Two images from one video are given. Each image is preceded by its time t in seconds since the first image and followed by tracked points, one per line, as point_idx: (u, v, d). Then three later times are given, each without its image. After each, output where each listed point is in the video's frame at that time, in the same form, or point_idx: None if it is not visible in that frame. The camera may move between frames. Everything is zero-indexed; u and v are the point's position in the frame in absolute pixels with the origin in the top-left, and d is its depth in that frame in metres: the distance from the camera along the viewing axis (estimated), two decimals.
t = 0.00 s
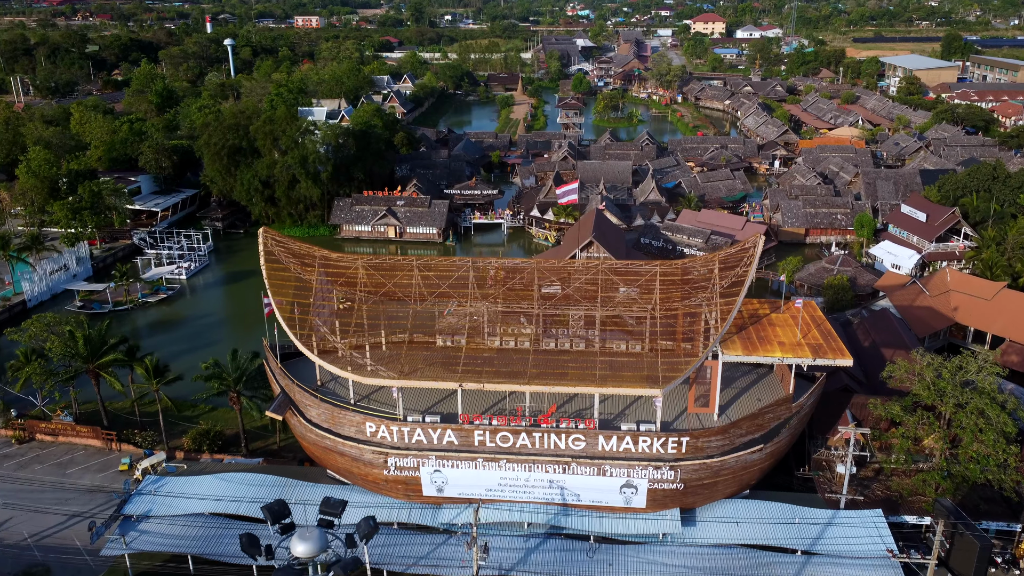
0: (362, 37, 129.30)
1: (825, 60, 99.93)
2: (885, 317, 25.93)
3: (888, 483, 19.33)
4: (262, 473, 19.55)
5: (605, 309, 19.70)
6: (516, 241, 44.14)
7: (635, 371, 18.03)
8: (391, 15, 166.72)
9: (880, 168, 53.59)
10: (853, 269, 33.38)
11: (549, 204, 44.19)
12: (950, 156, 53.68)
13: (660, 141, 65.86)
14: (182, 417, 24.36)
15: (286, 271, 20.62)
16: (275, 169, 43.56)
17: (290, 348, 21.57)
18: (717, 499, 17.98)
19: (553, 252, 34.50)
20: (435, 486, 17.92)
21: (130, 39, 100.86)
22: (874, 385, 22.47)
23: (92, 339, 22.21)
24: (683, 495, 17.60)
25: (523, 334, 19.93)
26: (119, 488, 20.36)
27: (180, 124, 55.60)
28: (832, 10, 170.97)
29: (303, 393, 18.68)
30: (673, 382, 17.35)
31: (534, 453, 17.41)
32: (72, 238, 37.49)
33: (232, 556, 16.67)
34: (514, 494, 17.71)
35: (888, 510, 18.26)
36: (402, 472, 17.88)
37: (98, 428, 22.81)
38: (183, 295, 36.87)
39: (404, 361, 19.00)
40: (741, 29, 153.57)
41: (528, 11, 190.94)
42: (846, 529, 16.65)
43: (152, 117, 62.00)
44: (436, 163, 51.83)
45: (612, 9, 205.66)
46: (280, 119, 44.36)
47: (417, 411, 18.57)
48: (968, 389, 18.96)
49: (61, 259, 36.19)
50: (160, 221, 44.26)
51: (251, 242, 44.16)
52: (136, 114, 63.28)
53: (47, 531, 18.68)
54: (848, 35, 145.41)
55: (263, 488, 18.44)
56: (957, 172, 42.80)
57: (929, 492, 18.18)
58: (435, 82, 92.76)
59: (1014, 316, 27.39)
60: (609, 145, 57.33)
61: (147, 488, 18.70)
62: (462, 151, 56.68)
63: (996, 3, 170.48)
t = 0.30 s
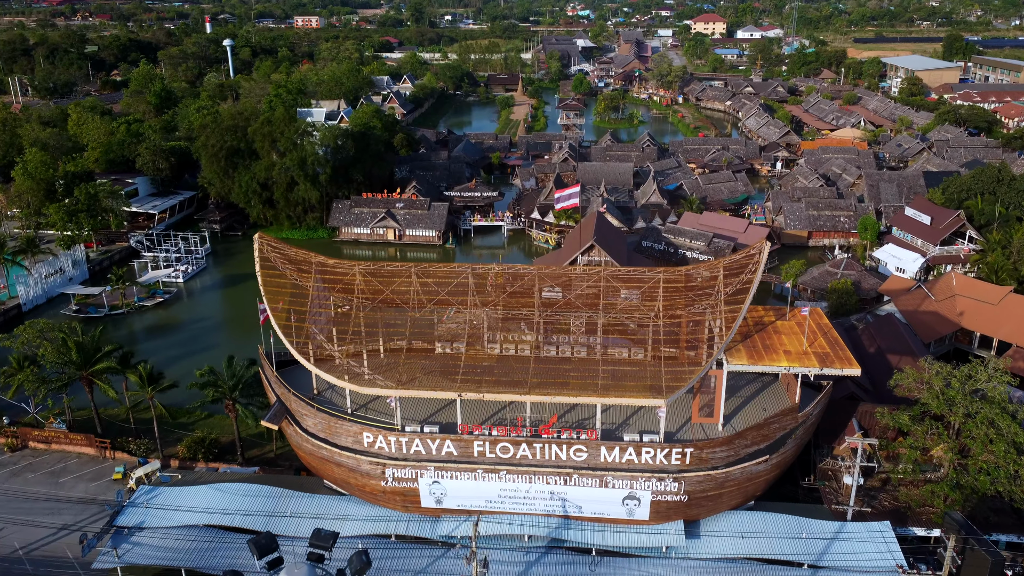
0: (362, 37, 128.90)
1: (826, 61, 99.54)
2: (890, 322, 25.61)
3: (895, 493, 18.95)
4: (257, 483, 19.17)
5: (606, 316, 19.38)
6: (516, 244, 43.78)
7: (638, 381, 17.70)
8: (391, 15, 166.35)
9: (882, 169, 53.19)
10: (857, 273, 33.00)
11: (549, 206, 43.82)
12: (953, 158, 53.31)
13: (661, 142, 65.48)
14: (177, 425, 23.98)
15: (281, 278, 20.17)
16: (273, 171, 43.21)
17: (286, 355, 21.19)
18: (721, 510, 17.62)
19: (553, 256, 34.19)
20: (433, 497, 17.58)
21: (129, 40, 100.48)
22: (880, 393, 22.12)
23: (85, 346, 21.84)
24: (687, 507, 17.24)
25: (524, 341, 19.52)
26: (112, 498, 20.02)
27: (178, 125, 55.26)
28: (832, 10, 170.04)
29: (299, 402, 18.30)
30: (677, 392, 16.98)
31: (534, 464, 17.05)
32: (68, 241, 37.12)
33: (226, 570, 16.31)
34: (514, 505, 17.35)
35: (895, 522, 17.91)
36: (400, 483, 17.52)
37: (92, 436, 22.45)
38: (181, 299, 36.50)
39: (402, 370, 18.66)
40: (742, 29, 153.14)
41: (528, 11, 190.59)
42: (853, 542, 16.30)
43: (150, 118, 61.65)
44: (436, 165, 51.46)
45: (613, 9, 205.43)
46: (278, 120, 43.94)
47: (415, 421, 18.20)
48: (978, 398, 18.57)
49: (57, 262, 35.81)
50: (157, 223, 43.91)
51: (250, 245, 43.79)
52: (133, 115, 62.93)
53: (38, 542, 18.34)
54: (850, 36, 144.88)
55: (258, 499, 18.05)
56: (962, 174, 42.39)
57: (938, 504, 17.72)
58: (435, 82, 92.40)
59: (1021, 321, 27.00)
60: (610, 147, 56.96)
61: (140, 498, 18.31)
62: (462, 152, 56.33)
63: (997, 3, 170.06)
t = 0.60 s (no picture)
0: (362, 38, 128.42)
1: (828, 62, 99.08)
2: (897, 329, 25.21)
3: (904, 507, 18.50)
4: (251, 496, 18.71)
5: (609, 324, 18.98)
6: (516, 247, 43.40)
7: (641, 392, 17.30)
8: (391, 15, 165.88)
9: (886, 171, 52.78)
10: (862, 278, 32.58)
11: (550, 210, 43.42)
12: (957, 160, 52.89)
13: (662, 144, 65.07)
14: (171, 434, 23.54)
15: (277, 285, 19.71)
16: (271, 174, 42.86)
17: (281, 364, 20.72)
18: (727, 525, 17.20)
19: (554, 260, 33.78)
20: (432, 512, 17.19)
21: (128, 40, 100.06)
22: (887, 403, 21.73)
23: (77, 355, 21.43)
24: (692, 522, 16.81)
25: (524, 350, 19.49)
26: (104, 510, 19.64)
27: (175, 127, 54.87)
28: (834, 11, 169.52)
29: (294, 414, 17.88)
30: (682, 405, 16.56)
31: (535, 478, 16.65)
32: (64, 245, 36.69)
33: None
34: (515, 520, 16.95)
35: (905, 537, 17.49)
36: (398, 498, 17.12)
37: (85, 446, 22.04)
38: (177, 303, 36.06)
39: (399, 381, 18.24)
40: (743, 30, 152.67)
41: (528, 11, 189.94)
42: (862, 559, 15.89)
43: (148, 120, 61.21)
44: (436, 167, 51.05)
45: (613, 9, 205.00)
46: (276, 122, 43.56)
47: (413, 433, 17.78)
48: (990, 409, 18.12)
49: (52, 266, 35.36)
50: (154, 227, 43.50)
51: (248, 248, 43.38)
52: (131, 116, 62.50)
53: (28, 556, 17.98)
54: (851, 36, 144.52)
55: (251, 513, 17.60)
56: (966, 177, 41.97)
57: (948, 518, 17.11)
58: (435, 84, 91.98)
59: None
60: (611, 149, 56.54)
61: (132, 511, 17.87)
62: (462, 154, 55.91)
63: (998, 4, 169.79)
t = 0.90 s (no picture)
0: (361, 39, 127.98)
1: (830, 63, 98.68)
2: (904, 337, 24.79)
3: (915, 522, 18.02)
4: (245, 510, 18.23)
5: (613, 335, 18.50)
6: (517, 251, 42.96)
7: (645, 405, 16.86)
8: (391, 16, 165.49)
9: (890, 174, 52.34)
10: (867, 283, 32.10)
11: (550, 213, 42.98)
12: (961, 163, 52.42)
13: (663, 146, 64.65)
14: (165, 444, 23.04)
15: (271, 295, 19.21)
16: (269, 177, 42.41)
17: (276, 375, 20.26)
18: (733, 542, 16.74)
19: (553, 268, 33.35)
20: (430, 529, 16.72)
21: (127, 41, 99.59)
22: (896, 414, 21.26)
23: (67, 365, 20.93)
24: (697, 540, 16.35)
25: (525, 360, 19.08)
26: (94, 525, 19.18)
27: (173, 129, 54.45)
28: (835, 12, 168.99)
29: (289, 428, 17.40)
30: (688, 420, 16.07)
31: (536, 495, 16.18)
32: (58, 249, 36.25)
33: None
34: (515, 537, 16.48)
35: (916, 555, 17.02)
36: (394, 514, 16.66)
37: (76, 457, 21.56)
38: (173, 308, 35.62)
39: (396, 395, 17.77)
40: (744, 31, 152.23)
41: (529, 12, 189.40)
42: None
43: (146, 121, 60.74)
44: (435, 169, 50.61)
45: (613, 10, 204.72)
46: (274, 125, 43.19)
47: (411, 448, 17.31)
48: (1004, 423, 17.62)
49: (46, 271, 34.92)
50: (150, 230, 43.05)
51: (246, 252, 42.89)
52: (128, 119, 62.04)
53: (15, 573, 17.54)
54: (852, 38, 144.12)
55: (244, 529, 17.12)
56: (972, 181, 41.52)
57: (962, 535, 16.66)
58: (435, 85, 91.58)
59: None
60: (612, 151, 56.08)
61: (122, 527, 17.42)
62: (462, 157, 55.43)
63: (999, 5, 169.38)
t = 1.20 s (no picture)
0: (361, 40, 127.56)
1: (831, 65, 98.22)
2: (913, 346, 24.32)
3: (927, 541, 17.49)
4: (238, 528, 17.72)
5: (616, 347, 17.98)
6: (517, 256, 42.46)
7: (650, 420, 16.39)
8: (391, 17, 165.10)
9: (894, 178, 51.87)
10: (874, 290, 31.58)
11: (551, 218, 42.49)
12: (965, 166, 51.94)
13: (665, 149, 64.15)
14: (157, 456, 22.49)
15: (265, 304, 18.68)
16: (266, 181, 41.82)
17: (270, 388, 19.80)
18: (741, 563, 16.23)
19: (552, 275, 32.87)
20: (428, 549, 16.19)
21: (125, 42, 99.11)
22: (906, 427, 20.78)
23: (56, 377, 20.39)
24: (703, 561, 15.82)
25: (525, 372, 18.59)
26: (84, 542, 18.67)
27: (170, 132, 53.96)
28: (836, 13, 168.66)
29: (282, 444, 16.90)
30: (694, 438, 15.56)
31: (537, 514, 15.66)
32: (52, 254, 35.77)
33: None
34: (516, 558, 15.97)
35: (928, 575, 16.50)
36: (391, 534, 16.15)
37: (66, 470, 21.03)
38: (169, 315, 35.16)
39: (393, 411, 17.29)
40: (745, 32, 151.82)
41: (529, 14, 189.06)
42: None
43: (143, 124, 60.24)
44: (435, 172, 50.11)
45: (614, 11, 204.60)
46: (272, 128, 42.69)
47: (408, 466, 16.80)
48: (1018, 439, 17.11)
49: (40, 277, 34.40)
50: (146, 234, 42.54)
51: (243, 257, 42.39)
52: (125, 121, 61.57)
53: None
54: (854, 39, 143.72)
55: (236, 548, 16.62)
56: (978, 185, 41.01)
57: (976, 556, 16.13)
58: (435, 87, 91.14)
59: None
60: (613, 154, 55.59)
61: (111, 546, 16.96)
62: (462, 160, 54.91)
63: (1000, 7, 168.93)
